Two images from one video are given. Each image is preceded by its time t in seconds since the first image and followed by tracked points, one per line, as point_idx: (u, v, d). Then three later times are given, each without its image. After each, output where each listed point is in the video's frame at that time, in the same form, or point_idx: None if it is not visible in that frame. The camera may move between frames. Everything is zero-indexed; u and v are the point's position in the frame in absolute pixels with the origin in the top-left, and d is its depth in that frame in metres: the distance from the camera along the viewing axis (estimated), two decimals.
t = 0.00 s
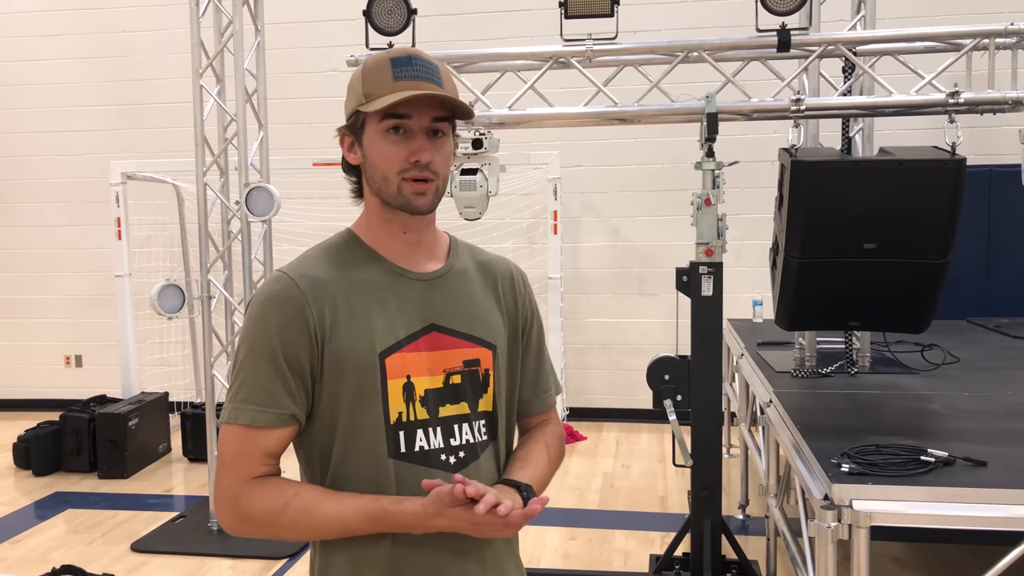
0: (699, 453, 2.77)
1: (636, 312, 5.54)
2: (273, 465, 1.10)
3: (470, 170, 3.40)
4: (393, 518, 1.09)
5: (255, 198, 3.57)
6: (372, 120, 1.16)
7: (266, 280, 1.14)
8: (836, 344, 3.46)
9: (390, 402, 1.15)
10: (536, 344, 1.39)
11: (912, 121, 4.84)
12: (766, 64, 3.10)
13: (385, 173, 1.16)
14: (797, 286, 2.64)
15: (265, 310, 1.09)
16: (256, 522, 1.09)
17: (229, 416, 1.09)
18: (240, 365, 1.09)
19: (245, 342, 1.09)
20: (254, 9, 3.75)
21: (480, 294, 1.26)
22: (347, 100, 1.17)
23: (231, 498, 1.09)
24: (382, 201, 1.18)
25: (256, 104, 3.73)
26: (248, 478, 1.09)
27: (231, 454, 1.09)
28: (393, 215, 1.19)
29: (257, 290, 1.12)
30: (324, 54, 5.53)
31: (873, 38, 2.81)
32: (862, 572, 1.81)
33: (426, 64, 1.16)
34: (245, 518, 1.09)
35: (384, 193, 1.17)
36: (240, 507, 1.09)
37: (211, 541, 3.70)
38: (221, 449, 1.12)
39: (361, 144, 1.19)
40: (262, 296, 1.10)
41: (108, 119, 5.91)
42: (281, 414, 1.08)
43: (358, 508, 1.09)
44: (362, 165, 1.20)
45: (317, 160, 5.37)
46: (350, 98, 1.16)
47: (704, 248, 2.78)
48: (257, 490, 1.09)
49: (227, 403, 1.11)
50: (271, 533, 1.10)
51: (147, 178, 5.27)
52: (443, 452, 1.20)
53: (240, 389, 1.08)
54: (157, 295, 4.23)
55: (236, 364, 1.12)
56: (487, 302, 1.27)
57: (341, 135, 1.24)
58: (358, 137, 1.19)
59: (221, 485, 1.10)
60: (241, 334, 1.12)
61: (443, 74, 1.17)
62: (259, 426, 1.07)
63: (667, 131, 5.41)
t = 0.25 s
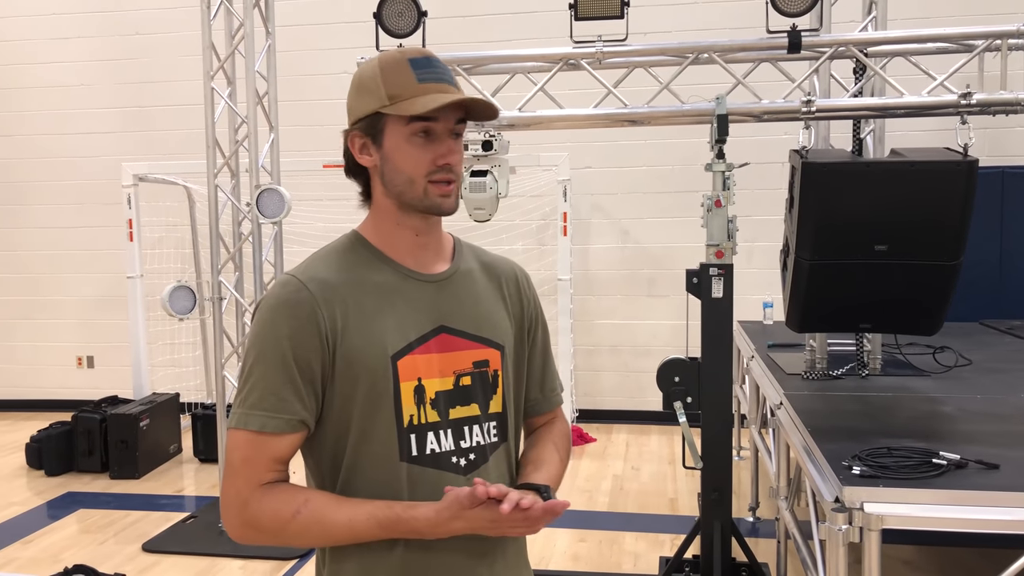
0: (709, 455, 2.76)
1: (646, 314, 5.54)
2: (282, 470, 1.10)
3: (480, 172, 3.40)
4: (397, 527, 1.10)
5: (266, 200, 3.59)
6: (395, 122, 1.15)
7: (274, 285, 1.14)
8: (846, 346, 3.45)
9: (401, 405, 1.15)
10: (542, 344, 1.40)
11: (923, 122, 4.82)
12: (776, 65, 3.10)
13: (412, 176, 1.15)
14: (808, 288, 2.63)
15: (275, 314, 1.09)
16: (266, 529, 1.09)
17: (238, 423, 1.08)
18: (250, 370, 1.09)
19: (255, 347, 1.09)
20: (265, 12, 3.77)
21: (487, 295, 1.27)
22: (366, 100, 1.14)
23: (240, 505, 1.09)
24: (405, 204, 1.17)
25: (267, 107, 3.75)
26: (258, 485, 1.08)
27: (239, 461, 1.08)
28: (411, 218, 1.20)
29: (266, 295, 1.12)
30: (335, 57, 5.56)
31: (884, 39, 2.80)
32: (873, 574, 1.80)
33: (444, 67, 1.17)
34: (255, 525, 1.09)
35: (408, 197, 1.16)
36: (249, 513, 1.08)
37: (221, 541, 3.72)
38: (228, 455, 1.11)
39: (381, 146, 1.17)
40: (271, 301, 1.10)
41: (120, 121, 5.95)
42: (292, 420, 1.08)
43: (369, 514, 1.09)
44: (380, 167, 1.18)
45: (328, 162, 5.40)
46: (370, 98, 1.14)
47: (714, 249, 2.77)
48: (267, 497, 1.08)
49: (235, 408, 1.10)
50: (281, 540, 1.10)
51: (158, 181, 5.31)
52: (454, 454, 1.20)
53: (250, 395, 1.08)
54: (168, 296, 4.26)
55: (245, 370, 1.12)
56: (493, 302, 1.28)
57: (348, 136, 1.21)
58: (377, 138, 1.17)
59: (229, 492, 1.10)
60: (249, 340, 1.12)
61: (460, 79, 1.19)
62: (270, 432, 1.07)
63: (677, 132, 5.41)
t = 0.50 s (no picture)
0: (718, 456, 2.75)
1: (654, 315, 5.53)
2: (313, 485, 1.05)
3: (489, 173, 3.40)
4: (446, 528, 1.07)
5: (276, 201, 3.60)
6: (424, 125, 1.13)
7: (287, 295, 1.08)
8: (856, 347, 3.43)
9: (426, 409, 1.13)
10: (535, 340, 1.42)
11: (934, 123, 4.79)
12: (786, 66, 3.09)
13: (441, 179, 1.15)
14: (818, 289, 2.62)
15: (300, 324, 1.04)
16: (304, 548, 1.03)
17: (265, 441, 1.02)
18: (273, 386, 1.03)
19: (279, 361, 1.03)
20: (274, 13, 3.78)
21: (485, 293, 1.28)
22: (393, 100, 1.11)
23: (273, 525, 1.02)
24: (430, 205, 1.17)
25: (276, 108, 3.76)
26: (292, 502, 1.02)
27: (269, 478, 1.02)
28: (431, 221, 1.20)
29: (283, 307, 1.06)
30: (343, 59, 5.58)
31: (894, 39, 2.79)
32: None
33: (458, 70, 1.17)
34: (290, 545, 1.03)
35: (437, 200, 1.16)
36: (285, 532, 1.02)
37: (229, 541, 3.73)
38: (250, 476, 1.04)
39: (405, 148, 1.15)
40: (292, 312, 1.05)
41: (130, 123, 5.98)
42: (327, 432, 1.03)
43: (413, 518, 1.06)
44: (403, 170, 1.16)
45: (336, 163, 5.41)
46: (400, 101, 1.10)
47: (723, 251, 2.77)
48: (303, 513, 1.03)
49: (256, 427, 1.03)
50: (320, 557, 1.04)
51: (168, 182, 5.33)
52: (475, 453, 1.19)
53: (276, 410, 1.02)
54: (178, 297, 4.28)
55: (263, 387, 1.05)
56: (492, 300, 1.29)
57: (363, 137, 1.16)
58: (403, 141, 1.14)
59: (257, 513, 1.03)
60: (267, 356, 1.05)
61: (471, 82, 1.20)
62: (304, 446, 1.02)
63: (686, 133, 5.40)
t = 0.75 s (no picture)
0: (722, 455, 2.75)
1: (657, 313, 5.52)
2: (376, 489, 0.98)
3: (492, 170, 3.38)
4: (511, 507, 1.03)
5: (279, 198, 3.60)
6: (423, 121, 1.08)
7: (312, 299, 0.98)
8: (861, 345, 3.42)
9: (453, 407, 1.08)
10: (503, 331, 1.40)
11: (938, 120, 4.78)
12: (790, 62, 3.08)
13: (443, 176, 1.11)
14: (823, 286, 2.61)
15: (344, 327, 0.95)
16: (379, 556, 0.96)
17: (321, 455, 0.93)
18: (320, 397, 0.94)
19: (328, 370, 0.94)
20: (277, 10, 3.78)
21: (471, 285, 1.25)
22: (393, 99, 1.04)
23: (343, 541, 0.94)
24: (432, 204, 1.12)
25: (279, 105, 3.76)
26: (359, 512, 0.95)
27: (332, 492, 0.94)
28: (431, 220, 1.14)
29: (316, 311, 0.96)
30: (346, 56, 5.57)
31: (900, 35, 2.78)
32: (889, 574, 1.79)
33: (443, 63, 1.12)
34: (363, 556, 0.95)
35: (441, 198, 1.11)
36: (358, 546, 0.95)
37: (233, 539, 3.73)
38: (304, 493, 0.95)
39: (406, 148, 1.08)
40: (331, 315, 0.95)
41: (134, 120, 5.99)
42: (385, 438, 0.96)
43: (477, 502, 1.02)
44: (404, 171, 1.09)
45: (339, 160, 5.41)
46: (400, 97, 1.04)
47: (727, 247, 2.76)
48: (371, 523, 0.95)
49: (306, 442, 0.94)
50: (393, 565, 0.97)
51: (171, 179, 5.33)
52: (492, 443, 1.16)
53: (327, 422, 0.93)
54: (182, 294, 4.28)
55: (305, 400, 0.95)
56: (477, 290, 1.25)
57: (357, 141, 1.07)
58: (402, 140, 1.07)
59: (321, 532, 0.94)
60: (306, 367, 0.95)
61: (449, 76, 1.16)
62: (366, 455, 0.94)
63: (689, 130, 5.39)
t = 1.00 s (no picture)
0: (724, 453, 2.75)
1: (659, 311, 5.52)
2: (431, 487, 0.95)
3: (495, 168, 3.31)
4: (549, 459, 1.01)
5: (280, 197, 3.60)
6: (416, 118, 1.05)
7: (333, 307, 0.93)
8: (863, 343, 3.42)
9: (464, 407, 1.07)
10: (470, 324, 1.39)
11: (940, 118, 4.77)
12: (793, 60, 3.08)
13: (437, 174, 1.08)
14: (826, 284, 2.61)
15: (379, 330, 0.91)
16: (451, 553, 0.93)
17: (377, 465, 0.90)
18: (365, 405, 0.90)
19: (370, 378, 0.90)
20: (278, 8, 3.77)
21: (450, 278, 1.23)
22: (386, 97, 1.01)
23: (414, 548, 0.91)
24: (426, 203, 1.09)
25: (280, 103, 3.75)
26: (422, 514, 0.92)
27: (396, 498, 0.91)
28: (423, 220, 1.12)
29: (345, 320, 0.91)
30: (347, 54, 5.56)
31: (903, 32, 2.77)
32: (892, 572, 1.78)
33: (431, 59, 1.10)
34: (436, 555, 0.92)
35: (435, 196, 1.09)
36: (431, 548, 0.92)
37: (235, 537, 3.73)
38: (365, 509, 0.91)
39: (399, 147, 1.05)
40: (363, 320, 0.91)
41: (134, 118, 5.98)
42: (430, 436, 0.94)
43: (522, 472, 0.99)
44: (398, 171, 1.06)
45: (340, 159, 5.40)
46: (393, 94, 1.01)
47: (730, 246, 2.76)
48: (435, 523, 0.92)
49: (358, 455, 0.90)
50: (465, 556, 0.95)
51: (172, 177, 5.33)
52: (496, 440, 1.16)
53: (377, 429, 0.90)
54: (183, 293, 4.28)
55: (346, 415, 0.91)
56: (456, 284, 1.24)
57: (350, 141, 1.04)
58: (396, 138, 1.04)
59: (391, 544, 0.90)
60: (344, 380, 0.90)
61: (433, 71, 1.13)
62: (418, 455, 0.92)
63: (690, 128, 5.38)
